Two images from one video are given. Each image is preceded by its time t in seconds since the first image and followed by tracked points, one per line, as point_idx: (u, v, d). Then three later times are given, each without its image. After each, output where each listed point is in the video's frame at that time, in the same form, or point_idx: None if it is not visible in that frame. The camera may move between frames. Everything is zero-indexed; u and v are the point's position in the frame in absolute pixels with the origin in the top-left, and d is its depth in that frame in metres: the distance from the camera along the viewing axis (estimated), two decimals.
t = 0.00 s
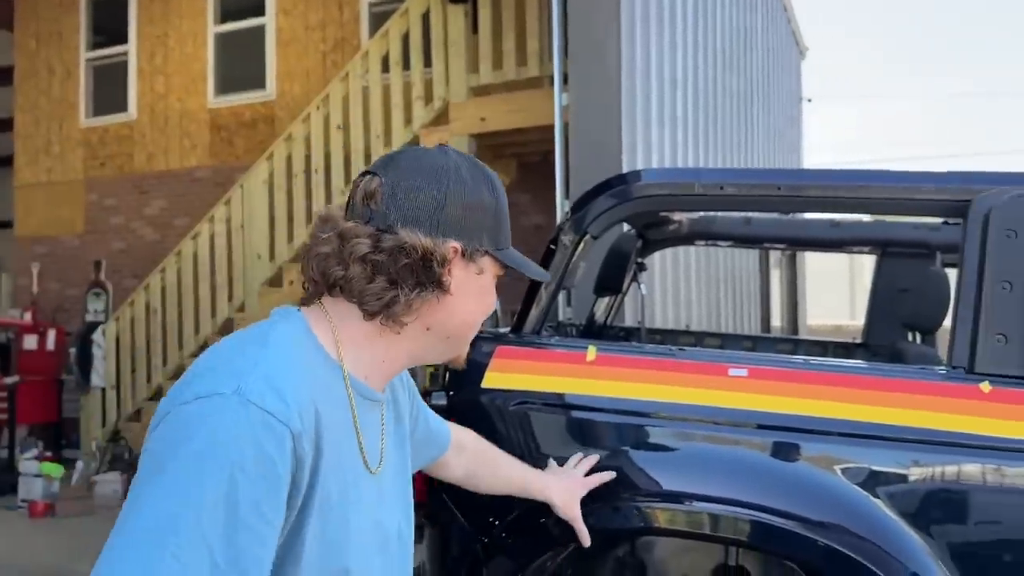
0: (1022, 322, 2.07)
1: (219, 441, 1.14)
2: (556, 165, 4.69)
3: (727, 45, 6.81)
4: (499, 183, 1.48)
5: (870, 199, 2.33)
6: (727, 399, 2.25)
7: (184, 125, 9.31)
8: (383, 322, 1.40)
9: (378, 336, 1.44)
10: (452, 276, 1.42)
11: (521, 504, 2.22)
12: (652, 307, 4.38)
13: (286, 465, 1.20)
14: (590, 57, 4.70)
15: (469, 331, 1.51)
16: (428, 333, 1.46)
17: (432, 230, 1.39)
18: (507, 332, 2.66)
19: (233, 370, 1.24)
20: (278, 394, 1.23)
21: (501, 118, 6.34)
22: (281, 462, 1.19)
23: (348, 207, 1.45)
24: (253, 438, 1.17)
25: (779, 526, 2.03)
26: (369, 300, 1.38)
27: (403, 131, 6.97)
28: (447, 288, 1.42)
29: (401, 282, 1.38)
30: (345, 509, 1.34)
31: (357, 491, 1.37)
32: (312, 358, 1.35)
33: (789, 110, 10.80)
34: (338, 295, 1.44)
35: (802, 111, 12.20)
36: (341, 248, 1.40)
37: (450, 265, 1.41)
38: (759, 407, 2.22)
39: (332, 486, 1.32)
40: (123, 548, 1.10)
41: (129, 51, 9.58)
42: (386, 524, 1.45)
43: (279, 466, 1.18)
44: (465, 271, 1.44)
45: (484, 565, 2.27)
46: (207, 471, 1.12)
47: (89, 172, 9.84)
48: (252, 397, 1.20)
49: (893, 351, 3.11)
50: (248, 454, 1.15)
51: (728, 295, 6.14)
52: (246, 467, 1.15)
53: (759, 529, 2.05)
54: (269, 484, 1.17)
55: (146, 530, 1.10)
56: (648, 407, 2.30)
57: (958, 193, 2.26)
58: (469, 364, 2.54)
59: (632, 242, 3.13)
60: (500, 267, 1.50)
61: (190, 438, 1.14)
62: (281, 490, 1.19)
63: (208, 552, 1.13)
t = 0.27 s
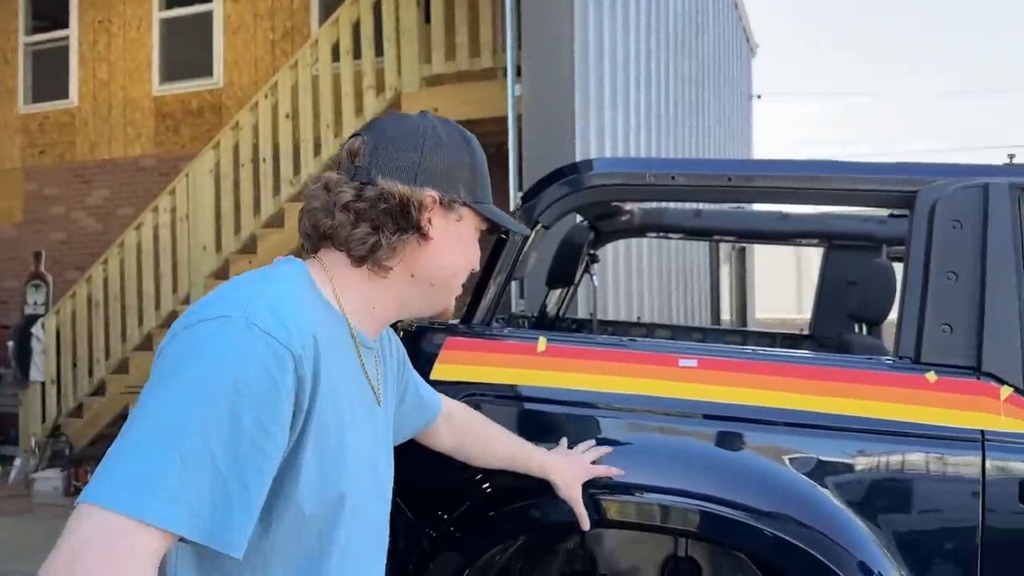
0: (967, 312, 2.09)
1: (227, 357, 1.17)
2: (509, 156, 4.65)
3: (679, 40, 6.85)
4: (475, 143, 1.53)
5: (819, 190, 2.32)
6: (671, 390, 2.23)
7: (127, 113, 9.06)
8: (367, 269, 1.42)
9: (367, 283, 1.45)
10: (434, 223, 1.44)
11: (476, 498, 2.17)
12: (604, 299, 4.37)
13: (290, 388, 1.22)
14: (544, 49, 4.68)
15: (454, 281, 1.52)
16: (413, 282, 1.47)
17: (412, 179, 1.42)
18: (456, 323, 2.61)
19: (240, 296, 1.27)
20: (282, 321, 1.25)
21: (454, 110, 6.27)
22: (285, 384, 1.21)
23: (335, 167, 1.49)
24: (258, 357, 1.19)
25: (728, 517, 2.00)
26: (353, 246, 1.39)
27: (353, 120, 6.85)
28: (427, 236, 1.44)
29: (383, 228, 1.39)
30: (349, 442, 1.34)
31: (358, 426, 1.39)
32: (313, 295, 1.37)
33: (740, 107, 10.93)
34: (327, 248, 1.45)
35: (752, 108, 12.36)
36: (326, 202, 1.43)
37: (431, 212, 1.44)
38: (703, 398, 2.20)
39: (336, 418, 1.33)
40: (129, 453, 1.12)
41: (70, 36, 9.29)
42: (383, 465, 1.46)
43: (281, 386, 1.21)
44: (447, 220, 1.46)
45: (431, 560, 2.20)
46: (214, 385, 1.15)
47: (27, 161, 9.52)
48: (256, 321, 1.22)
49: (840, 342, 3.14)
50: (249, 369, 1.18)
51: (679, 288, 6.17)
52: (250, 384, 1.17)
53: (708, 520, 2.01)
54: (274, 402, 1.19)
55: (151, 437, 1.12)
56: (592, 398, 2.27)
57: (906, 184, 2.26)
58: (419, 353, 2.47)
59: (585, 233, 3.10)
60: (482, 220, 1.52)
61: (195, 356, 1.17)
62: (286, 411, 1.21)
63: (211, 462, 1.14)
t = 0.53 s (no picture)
0: (942, 311, 2.10)
1: (199, 336, 1.12)
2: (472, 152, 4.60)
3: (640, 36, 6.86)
4: (431, 101, 1.46)
5: (794, 189, 2.30)
6: (656, 390, 2.17)
7: (76, 103, 8.78)
8: (327, 242, 1.37)
9: (333, 256, 1.40)
10: (388, 187, 1.39)
11: (450, 501, 2.15)
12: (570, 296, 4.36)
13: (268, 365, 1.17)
14: (509, 42, 4.63)
15: (424, 246, 1.46)
16: (378, 250, 1.41)
17: (357, 145, 1.36)
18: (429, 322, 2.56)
19: (205, 277, 1.22)
20: (254, 297, 1.20)
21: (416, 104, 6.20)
22: (263, 361, 1.16)
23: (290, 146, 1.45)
24: (230, 336, 1.14)
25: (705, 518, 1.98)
26: (308, 217, 1.34)
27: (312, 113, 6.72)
28: (382, 202, 1.39)
29: (330, 196, 1.35)
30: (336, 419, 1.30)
31: (345, 403, 1.34)
32: (284, 272, 1.32)
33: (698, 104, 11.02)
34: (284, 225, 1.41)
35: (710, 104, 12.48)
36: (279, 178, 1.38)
37: (383, 176, 1.38)
38: (691, 397, 2.15)
39: (320, 394, 1.28)
40: (112, 448, 1.07)
41: (16, 23, 8.99)
42: (375, 440, 1.42)
43: (258, 364, 1.16)
44: (404, 183, 1.40)
45: (405, 567, 2.14)
46: (188, 367, 1.10)
47: None
48: (225, 299, 1.17)
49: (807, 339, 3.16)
50: (223, 350, 1.13)
51: (640, 284, 6.20)
52: (225, 362, 1.12)
53: (684, 522, 1.98)
54: (253, 381, 1.14)
55: (132, 430, 1.07)
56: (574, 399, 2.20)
57: (881, 182, 2.24)
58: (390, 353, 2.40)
59: (554, 231, 3.06)
60: (446, 181, 1.46)
61: (167, 342, 1.12)
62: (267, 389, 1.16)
63: (197, 449, 1.09)
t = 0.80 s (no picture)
0: (936, 315, 2.11)
1: (172, 366, 1.10)
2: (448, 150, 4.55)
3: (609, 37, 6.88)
4: (361, 66, 1.40)
5: (785, 192, 2.29)
6: (654, 395, 2.14)
7: (31, 97, 8.56)
8: (280, 250, 1.40)
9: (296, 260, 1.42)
10: (313, 175, 1.39)
11: (440, 512, 2.11)
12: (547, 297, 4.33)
13: (249, 386, 1.15)
14: (485, 42, 4.61)
15: (377, 225, 1.39)
16: (331, 242, 1.38)
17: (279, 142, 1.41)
18: (418, 327, 2.49)
19: (179, 300, 1.19)
20: (230, 317, 1.18)
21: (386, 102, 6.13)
22: (243, 383, 1.14)
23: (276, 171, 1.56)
24: (205, 360, 1.12)
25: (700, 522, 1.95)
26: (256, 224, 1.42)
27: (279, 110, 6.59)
28: (316, 195, 1.39)
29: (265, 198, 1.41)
30: (333, 430, 1.27)
31: (342, 414, 1.31)
32: (267, 287, 1.30)
33: (664, 106, 11.10)
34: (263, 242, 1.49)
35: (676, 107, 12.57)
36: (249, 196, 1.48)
37: (306, 165, 1.39)
38: (688, 402, 2.13)
39: (312, 406, 1.25)
40: (94, 489, 1.06)
41: None
42: (376, 447, 1.39)
43: (236, 383, 1.13)
44: (331, 167, 1.39)
45: None
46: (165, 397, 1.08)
47: None
48: (197, 322, 1.15)
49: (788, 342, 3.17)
50: (197, 377, 1.11)
51: (610, 284, 6.20)
52: (201, 389, 1.10)
53: (678, 526, 1.95)
54: (233, 406, 1.12)
55: (113, 470, 1.06)
56: (569, 405, 2.16)
57: (876, 186, 2.27)
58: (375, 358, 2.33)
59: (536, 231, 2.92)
60: (377, 152, 1.40)
61: (141, 374, 1.10)
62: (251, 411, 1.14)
63: (181, 483, 1.08)
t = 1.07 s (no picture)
0: (931, 317, 2.13)
1: (145, 369, 1.10)
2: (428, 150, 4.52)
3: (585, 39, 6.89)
4: (322, 49, 1.35)
5: (782, 196, 2.30)
6: (654, 398, 2.13)
7: None
8: (268, 247, 1.41)
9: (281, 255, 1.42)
10: (287, 169, 1.38)
11: (436, 519, 2.08)
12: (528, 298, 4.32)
13: (229, 389, 1.13)
14: (466, 42, 4.58)
15: (342, 217, 1.35)
16: (305, 237, 1.37)
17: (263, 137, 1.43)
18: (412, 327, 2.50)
19: (163, 301, 1.19)
20: (211, 318, 1.16)
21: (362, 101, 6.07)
22: (221, 385, 1.12)
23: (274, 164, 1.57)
24: (180, 362, 1.11)
25: (698, 525, 1.94)
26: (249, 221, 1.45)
27: (252, 108, 6.49)
28: (291, 189, 1.39)
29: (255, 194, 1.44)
30: (329, 435, 1.24)
31: (341, 417, 1.27)
32: (261, 288, 1.29)
33: (636, 108, 11.15)
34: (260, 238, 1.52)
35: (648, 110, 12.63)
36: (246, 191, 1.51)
37: (279, 160, 1.39)
38: (690, 406, 2.12)
39: (306, 408, 1.22)
40: (67, 493, 1.06)
41: None
42: (384, 451, 1.35)
43: (213, 386, 1.12)
44: (299, 160, 1.37)
45: None
46: (137, 400, 1.08)
47: None
48: (175, 323, 1.14)
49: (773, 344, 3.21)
50: (171, 379, 1.10)
51: (586, 286, 6.21)
52: (174, 392, 1.09)
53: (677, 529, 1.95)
54: (208, 409, 1.10)
55: (86, 474, 1.06)
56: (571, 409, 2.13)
57: (871, 190, 2.28)
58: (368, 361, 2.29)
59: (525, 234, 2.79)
60: (337, 139, 1.35)
61: (117, 377, 1.10)
62: (229, 414, 1.12)
63: (151, 489, 1.07)
